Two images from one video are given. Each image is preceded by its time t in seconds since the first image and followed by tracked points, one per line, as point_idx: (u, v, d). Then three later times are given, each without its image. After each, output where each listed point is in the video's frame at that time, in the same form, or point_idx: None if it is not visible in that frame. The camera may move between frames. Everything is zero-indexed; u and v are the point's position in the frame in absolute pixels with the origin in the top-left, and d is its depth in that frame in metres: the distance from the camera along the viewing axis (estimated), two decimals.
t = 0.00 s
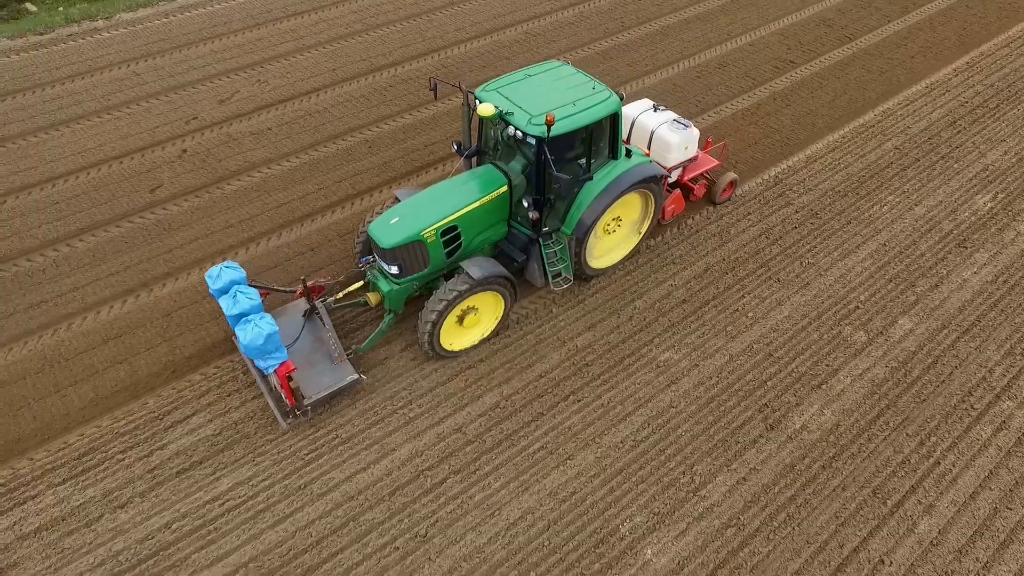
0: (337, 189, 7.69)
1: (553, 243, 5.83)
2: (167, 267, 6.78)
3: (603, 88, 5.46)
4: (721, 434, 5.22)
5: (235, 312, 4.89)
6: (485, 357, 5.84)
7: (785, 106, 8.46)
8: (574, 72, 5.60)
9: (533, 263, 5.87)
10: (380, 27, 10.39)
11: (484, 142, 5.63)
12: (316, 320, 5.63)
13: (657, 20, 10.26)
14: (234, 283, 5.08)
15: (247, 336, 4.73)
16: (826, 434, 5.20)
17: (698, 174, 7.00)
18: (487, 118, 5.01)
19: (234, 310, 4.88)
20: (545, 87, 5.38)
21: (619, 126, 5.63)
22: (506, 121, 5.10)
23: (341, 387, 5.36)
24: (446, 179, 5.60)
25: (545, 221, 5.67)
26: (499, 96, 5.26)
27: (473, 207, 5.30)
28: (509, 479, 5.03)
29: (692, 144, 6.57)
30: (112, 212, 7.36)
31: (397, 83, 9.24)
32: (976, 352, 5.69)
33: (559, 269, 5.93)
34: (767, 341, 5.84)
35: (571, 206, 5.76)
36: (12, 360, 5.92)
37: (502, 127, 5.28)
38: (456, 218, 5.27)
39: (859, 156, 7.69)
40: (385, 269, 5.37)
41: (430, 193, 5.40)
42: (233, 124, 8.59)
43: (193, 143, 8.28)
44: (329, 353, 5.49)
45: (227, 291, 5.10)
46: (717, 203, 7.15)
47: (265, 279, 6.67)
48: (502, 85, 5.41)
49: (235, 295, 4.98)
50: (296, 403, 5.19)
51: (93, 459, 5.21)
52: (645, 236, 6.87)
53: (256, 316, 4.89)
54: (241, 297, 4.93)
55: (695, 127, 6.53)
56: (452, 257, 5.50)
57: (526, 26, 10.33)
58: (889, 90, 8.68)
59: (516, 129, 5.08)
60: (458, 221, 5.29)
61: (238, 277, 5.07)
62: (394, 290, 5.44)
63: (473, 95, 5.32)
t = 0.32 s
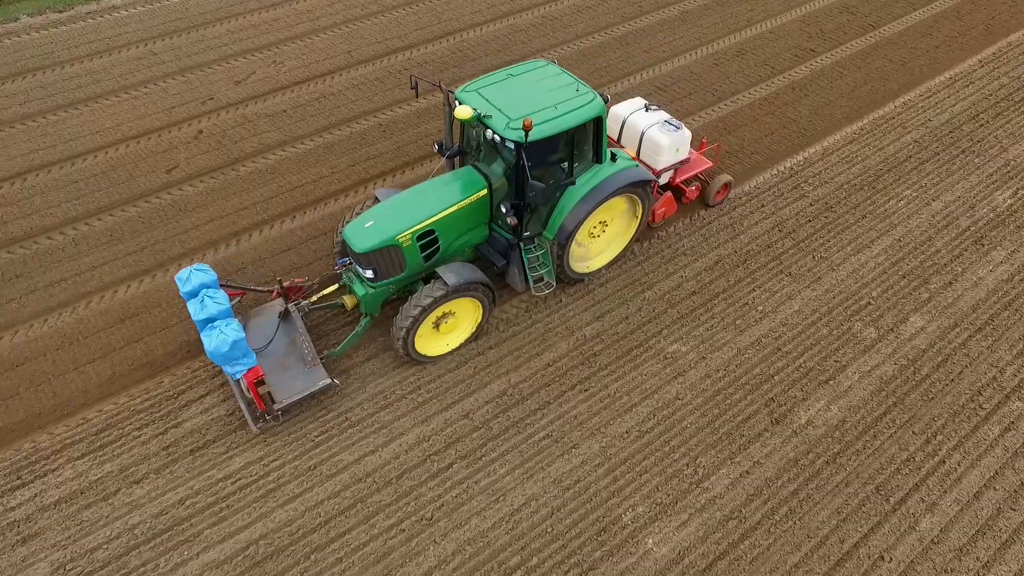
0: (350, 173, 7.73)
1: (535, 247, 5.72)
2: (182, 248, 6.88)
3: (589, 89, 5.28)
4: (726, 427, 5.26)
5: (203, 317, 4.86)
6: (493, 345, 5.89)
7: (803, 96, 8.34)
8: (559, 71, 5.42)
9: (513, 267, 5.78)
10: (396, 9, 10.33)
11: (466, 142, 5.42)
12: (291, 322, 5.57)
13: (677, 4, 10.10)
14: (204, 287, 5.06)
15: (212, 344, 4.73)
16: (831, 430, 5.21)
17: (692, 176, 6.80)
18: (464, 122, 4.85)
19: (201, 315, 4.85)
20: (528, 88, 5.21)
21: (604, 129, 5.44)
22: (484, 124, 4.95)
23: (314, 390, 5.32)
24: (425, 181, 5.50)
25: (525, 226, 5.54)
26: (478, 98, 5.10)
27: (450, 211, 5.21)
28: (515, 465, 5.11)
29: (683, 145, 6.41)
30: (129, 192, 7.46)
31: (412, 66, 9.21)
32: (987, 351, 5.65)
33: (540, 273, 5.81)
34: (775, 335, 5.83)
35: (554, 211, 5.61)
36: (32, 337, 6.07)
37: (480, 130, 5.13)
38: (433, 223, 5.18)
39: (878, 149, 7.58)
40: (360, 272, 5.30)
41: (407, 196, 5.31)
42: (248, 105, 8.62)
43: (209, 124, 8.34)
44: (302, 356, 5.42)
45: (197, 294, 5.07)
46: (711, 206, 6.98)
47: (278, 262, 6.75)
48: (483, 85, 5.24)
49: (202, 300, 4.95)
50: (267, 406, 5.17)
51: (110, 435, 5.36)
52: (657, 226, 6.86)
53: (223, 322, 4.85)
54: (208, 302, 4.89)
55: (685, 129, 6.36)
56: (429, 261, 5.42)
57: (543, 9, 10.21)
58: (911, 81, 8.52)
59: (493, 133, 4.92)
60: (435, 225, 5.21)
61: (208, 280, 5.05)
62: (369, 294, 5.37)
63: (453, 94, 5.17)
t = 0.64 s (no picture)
0: (367, 159, 7.77)
1: (517, 254, 5.65)
2: (201, 231, 6.99)
3: (573, 95, 5.16)
4: (734, 424, 5.28)
5: (172, 321, 4.88)
6: (505, 335, 5.95)
7: (825, 91, 8.22)
8: (544, 75, 5.30)
9: (494, 274, 5.72)
10: None
11: (449, 145, 5.33)
12: (267, 324, 5.51)
13: None
14: (176, 290, 5.04)
15: (179, 351, 4.75)
16: (839, 430, 5.21)
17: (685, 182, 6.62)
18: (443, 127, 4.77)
19: (171, 319, 4.87)
20: (510, 92, 5.10)
21: (589, 136, 5.32)
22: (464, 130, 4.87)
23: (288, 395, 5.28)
24: (407, 185, 5.47)
25: (507, 233, 5.48)
26: (459, 102, 5.00)
27: (429, 217, 5.17)
28: (522, 455, 5.18)
29: (676, 151, 6.18)
30: (150, 174, 7.58)
31: (431, 52, 9.20)
32: (1001, 356, 5.60)
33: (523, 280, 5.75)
34: (787, 333, 5.82)
35: (536, 218, 5.53)
36: (56, 314, 6.23)
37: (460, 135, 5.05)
38: (411, 228, 5.15)
39: (899, 147, 7.47)
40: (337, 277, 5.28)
41: (385, 201, 5.28)
42: (268, 89, 8.68)
43: (229, 108, 8.41)
44: (277, 360, 5.37)
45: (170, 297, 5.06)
46: (706, 212, 6.87)
47: (294, 247, 6.84)
48: (465, 89, 5.14)
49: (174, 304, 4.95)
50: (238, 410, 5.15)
51: (130, 412, 5.51)
52: (672, 221, 6.84)
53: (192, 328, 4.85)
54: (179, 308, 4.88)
55: (678, 134, 6.11)
56: (408, 266, 5.39)
57: None
58: (937, 77, 8.35)
59: (473, 139, 4.83)
60: (413, 231, 5.18)
61: (180, 283, 5.03)
62: (346, 299, 5.36)
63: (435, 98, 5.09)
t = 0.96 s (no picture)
0: (388, 146, 7.83)
1: (501, 261, 5.61)
2: (224, 213, 7.12)
3: (560, 102, 5.04)
4: (744, 423, 5.30)
5: (147, 322, 4.83)
6: (518, 326, 6.01)
7: (853, 88, 8.09)
8: (533, 80, 5.18)
9: (478, 280, 5.68)
10: None
11: (435, 149, 5.25)
12: (247, 324, 5.58)
13: None
14: (153, 289, 4.97)
15: (151, 353, 4.70)
16: (850, 432, 5.21)
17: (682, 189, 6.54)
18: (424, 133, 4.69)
19: (145, 319, 4.82)
20: (496, 98, 4.98)
21: (576, 144, 5.21)
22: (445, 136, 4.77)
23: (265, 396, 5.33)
24: (392, 188, 5.41)
25: (489, 241, 5.43)
26: (442, 107, 4.91)
27: (409, 223, 5.12)
28: (532, 445, 5.25)
29: (670, 158, 6.12)
30: (176, 154, 7.71)
31: (455, 39, 9.19)
32: (1020, 364, 5.54)
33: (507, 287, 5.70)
34: (802, 333, 5.81)
35: (520, 226, 5.47)
36: (84, 290, 6.40)
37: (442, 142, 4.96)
38: (390, 234, 5.10)
39: (927, 147, 7.35)
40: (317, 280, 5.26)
41: (366, 205, 5.23)
42: (292, 73, 8.75)
43: (254, 90, 8.50)
44: (256, 361, 5.43)
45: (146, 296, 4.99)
46: (701, 220, 6.73)
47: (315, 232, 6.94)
48: (450, 93, 5.05)
49: (148, 305, 4.88)
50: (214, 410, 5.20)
51: (153, 388, 5.67)
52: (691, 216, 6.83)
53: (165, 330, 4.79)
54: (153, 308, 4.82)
55: (672, 142, 6.06)
56: (388, 270, 5.36)
57: None
58: (970, 76, 8.17)
59: (453, 146, 4.74)
60: (393, 236, 5.14)
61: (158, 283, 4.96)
62: (326, 302, 5.35)
63: (419, 102, 5.00)
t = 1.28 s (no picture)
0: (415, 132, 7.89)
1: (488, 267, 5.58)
2: (252, 193, 7.26)
3: (551, 110, 4.98)
4: (757, 424, 5.31)
5: (128, 317, 4.77)
6: (537, 318, 6.06)
7: (888, 89, 7.93)
8: (525, 84, 5.12)
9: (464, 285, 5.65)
10: None
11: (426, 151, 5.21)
12: (232, 321, 5.65)
13: None
14: (137, 284, 4.91)
15: (129, 349, 4.64)
16: (864, 439, 5.20)
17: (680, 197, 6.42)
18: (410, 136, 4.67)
19: (126, 314, 4.76)
20: (486, 103, 4.94)
21: (566, 153, 5.15)
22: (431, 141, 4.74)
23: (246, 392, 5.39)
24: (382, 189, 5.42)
25: (475, 247, 5.39)
26: (430, 111, 4.88)
27: (394, 226, 5.14)
28: (545, 435, 5.33)
29: (667, 167, 5.98)
30: (208, 134, 7.85)
31: (485, 26, 9.17)
32: None
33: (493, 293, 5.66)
34: (822, 337, 5.78)
35: (507, 234, 5.42)
36: (116, 263, 6.60)
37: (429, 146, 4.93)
38: (374, 236, 5.12)
39: (962, 153, 7.19)
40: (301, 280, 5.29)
41: (351, 207, 5.26)
42: (323, 55, 8.82)
43: (285, 72, 8.60)
44: (239, 357, 5.49)
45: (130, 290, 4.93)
46: (699, 229, 6.63)
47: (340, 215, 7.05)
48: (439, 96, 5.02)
49: (131, 300, 4.81)
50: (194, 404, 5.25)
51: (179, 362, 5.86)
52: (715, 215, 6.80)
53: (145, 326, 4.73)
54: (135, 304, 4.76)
55: (669, 150, 5.89)
56: (372, 272, 5.39)
57: None
58: (1011, 81, 7.96)
59: (438, 151, 4.73)
60: (378, 239, 5.16)
61: (142, 278, 4.89)
62: (310, 301, 5.37)
63: (409, 104, 4.98)
